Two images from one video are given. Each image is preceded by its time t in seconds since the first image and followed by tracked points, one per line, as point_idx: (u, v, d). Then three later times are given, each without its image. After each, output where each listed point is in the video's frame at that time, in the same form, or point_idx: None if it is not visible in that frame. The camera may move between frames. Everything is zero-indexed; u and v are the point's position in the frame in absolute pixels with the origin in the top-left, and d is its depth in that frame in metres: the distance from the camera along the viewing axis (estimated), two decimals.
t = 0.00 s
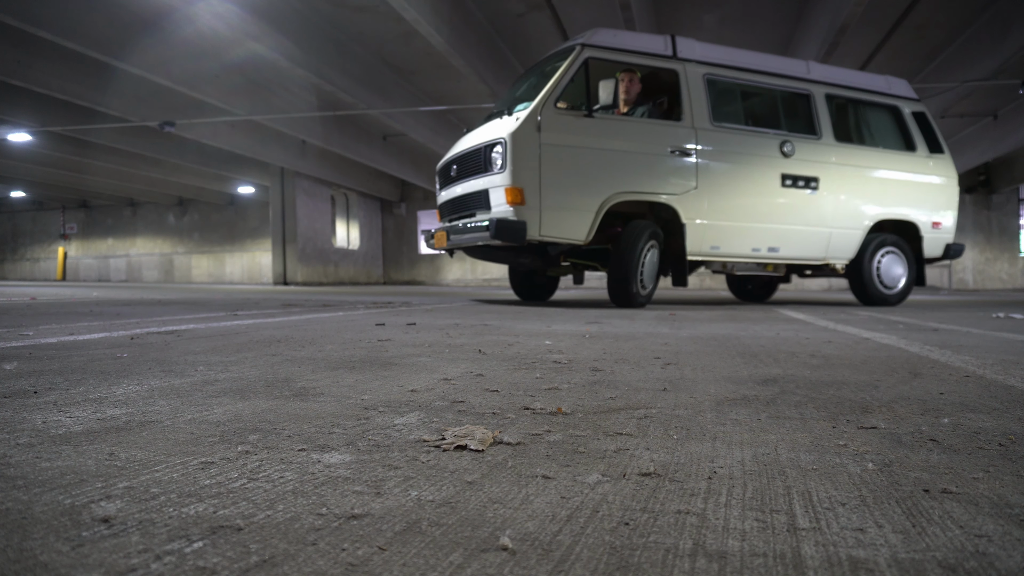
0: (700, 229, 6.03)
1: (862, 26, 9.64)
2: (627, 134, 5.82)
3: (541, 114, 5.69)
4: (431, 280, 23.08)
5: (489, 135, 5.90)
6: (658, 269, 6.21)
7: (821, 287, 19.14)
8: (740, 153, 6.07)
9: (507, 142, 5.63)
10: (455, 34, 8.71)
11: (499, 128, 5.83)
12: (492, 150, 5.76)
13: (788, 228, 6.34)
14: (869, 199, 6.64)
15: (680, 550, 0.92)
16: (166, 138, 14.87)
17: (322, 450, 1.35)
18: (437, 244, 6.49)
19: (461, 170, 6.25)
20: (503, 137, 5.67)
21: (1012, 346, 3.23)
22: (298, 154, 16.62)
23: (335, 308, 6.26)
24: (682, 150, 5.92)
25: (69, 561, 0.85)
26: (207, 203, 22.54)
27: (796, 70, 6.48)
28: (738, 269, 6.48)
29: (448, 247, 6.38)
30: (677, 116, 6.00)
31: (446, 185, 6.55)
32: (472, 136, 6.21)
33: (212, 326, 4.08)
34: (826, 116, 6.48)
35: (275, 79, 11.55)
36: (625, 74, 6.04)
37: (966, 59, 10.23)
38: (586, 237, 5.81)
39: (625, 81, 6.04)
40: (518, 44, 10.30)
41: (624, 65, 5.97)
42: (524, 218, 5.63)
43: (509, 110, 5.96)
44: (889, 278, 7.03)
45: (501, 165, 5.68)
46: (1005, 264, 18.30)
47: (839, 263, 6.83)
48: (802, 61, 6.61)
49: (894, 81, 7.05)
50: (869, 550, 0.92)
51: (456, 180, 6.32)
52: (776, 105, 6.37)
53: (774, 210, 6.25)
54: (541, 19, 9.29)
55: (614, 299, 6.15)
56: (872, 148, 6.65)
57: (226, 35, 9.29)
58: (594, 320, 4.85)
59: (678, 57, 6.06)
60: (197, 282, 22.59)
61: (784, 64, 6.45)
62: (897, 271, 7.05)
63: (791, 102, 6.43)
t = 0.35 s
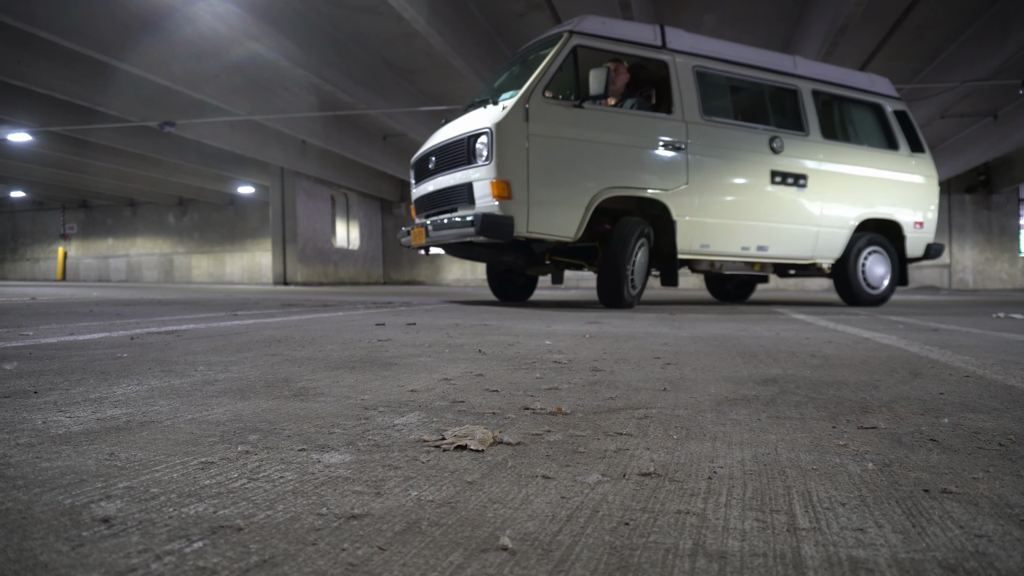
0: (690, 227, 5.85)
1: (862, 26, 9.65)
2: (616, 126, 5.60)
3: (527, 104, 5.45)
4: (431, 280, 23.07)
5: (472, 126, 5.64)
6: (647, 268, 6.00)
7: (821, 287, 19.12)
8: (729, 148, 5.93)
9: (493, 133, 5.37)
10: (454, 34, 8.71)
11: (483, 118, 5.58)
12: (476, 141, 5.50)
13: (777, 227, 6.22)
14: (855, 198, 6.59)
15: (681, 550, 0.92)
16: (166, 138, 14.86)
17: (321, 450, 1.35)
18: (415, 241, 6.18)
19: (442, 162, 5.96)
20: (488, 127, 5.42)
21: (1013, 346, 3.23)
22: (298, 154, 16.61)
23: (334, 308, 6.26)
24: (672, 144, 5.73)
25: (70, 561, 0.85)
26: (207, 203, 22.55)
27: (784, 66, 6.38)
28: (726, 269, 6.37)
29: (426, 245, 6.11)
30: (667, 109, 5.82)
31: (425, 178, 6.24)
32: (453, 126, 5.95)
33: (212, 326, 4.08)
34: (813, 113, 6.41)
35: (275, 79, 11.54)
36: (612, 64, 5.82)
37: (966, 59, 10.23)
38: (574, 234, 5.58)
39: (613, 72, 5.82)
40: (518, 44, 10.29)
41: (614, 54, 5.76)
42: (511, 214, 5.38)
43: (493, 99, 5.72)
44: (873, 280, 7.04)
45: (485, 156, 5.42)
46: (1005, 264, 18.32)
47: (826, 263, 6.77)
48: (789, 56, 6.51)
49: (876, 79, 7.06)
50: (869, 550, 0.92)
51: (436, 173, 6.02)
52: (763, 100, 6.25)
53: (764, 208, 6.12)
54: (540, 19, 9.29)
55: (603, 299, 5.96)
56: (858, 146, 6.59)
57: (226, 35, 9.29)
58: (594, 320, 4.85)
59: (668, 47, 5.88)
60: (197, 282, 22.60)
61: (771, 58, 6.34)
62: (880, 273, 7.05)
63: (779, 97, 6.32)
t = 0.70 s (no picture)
0: (682, 225, 5.70)
1: (862, 27, 9.66)
2: (609, 119, 5.40)
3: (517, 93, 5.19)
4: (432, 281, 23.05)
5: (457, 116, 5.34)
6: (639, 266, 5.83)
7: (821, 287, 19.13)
8: (722, 142, 5.81)
9: (482, 123, 5.08)
10: (454, 34, 8.71)
11: (470, 107, 5.29)
12: (463, 131, 5.20)
13: (768, 226, 6.14)
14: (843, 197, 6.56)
15: (680, 549, 0.92)
16: (166, 138, 14.85)
17: (321, 450, 1.35)
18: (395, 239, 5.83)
19: (422, 155, 5.63)
20: (476, 117, 5.13)
21: (1013, 347, 3.23)
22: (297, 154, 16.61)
23: (334, 308, 6.26)
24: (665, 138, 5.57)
25: (69, 561, 0.85)
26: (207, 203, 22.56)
27: (773, 61, 6.32)
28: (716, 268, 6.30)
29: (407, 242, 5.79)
30: (659, 103, 5.67)
31: (404, 172, 5.89)
32: (435, 118, 5.65)
33: (212, 326, 4.08)
34: (802, 109, 6.37)
35: (275, 79, 11.54)
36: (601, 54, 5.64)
37: (966, 59, 10.24)
38: (566, 231, 5.35)
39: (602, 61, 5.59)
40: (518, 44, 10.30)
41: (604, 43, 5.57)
42: (501, 210, 5.10)
43: (479, 88, 5.44)
44: (857, 281, 7.07)
45: (474, 148, 5.11)
46: (1006, 264, 18.31)
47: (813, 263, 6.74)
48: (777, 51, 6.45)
49: (861, 77, 7.08)
50: (869, 551, 0.92)
51: (417, 167, 5.68)
52: (754, 94, 6.17)
53: (755, 206, 6.02)
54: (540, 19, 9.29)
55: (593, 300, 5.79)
56: (844, 143, 6.58)
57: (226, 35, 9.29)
58: (594, 320, 4.85)
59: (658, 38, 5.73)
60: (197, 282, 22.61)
61: (760, 53, 6.27)
62: (863, 272, 7.09)
63: (768, 93, 6.25)
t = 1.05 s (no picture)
0: (676, 222, 5.55)
1: (862, 27, 9.67)
2: (602, 110, 5.20)
3: (507, 81, 4.96)
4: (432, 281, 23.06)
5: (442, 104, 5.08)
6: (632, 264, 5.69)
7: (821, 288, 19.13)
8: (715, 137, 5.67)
9: (470, 112, 4.82)
10: (454, 34, 8.72)
11: (456, 95, 5.03)
12: (450, 121, 4.93)
13: (759, 224, 6.04)
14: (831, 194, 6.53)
15: (681, 550, 0.92)
16: (165, 138, 14.84)
17: (322, 450, 1.35)
18: (375, 235, 5.56)
19: (403, 145, 5.34)
20: (463, 105, 4.88)
21: (1012, 347, 3.23)
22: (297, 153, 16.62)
23: (335, 308, 6.27)
24: (659, 131, 5.40)
25: (69, 561, 0.85)
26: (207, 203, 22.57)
27: (762, 56, 6.27)
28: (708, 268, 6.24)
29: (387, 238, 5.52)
30: (652, 94, 5.50)
31: (382, 163, 5.60)
32: (418, 107, 5.38)
33: (212, 326, 4.08)
34: (791, 105, 6.32)
35: (275, 79, 11.54)
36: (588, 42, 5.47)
37: (966, 59, 10.25)
38: (558, 229, 5.13)
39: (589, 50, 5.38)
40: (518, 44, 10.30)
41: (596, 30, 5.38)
42: (491, 205, 4.85)
43: (466, 75, 5.19)
44: (841, 282, 7.10)
45: (462, 138, 4.87)
46: (1006, 265, 18.31)
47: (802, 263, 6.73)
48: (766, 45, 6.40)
49: (845, 74, 7.10)
50: (869, 550, 0.92)
51: (397, 158, 5.39)
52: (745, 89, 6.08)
53: (747, 204, 5.92)
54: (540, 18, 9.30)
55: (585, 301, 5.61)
56: (829, 140, 6.55)
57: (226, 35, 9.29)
58: (593, 320, 4.84)
59: (650, 28, 5.59)
60: (197, 282, 22.61)
61: (750, 46, 6.20)
62: (847, 273, 7.13)
63: (758, 88, 6.18)
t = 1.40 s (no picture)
0: (672, 218, 5.40)
1: (862, 27, 9.68)
2: (597, 97, 4.92)
3: (499, 62, 4.59)
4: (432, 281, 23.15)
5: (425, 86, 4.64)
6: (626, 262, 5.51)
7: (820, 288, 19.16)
8: (708, 129, 5.55)
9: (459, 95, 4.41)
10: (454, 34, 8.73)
11: (438, 77, 4.61)
12: (433, 107, 4.51)
13: (750, 221, 5.99)
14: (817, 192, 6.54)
15: (681, 550, 0.92)
16: (166, 138, 14.85)
17: (322, 450, 1.35)
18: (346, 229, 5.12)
19: (378, 132, 4.88)
20: (449, 87, 4.46)
21: (1012, 347, 3.24)
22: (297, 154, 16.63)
23: (334, 308, 6.27)
24: (656, 121, 5.20)
25: (69, 561, 0.85)
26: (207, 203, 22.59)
27: (751, 48, 6.21)
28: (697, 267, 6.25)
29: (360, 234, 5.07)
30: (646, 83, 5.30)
31: (354, 152, 5.10)
32: (393, 89, 4.95)
33: (212, 326, 4.08)
34: (778, 99, 6.30)
35: (275, 79, 11.54)
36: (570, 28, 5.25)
37: (966, 59, 10.26)
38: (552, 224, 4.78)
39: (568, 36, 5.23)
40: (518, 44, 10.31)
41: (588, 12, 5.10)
42: (482, 197, 4.47)
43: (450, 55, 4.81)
44: (825, 281, 7.10)
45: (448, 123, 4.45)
46: (1005, 265, 18.34)
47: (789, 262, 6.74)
48: (754, 37, 6.35)
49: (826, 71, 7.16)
50: (870, 551, 0.92)
51: (372, 146, 4.90)
52: (734, 81, 6.02)
53: (739, 200, 5.85)
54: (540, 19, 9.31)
55: (577, 301, 5.45)
56: (814, 136, 6.55)
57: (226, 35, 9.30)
58: (593, 320, 4.84)
59: (642, 13, 5.42)
60: (197, 281, 22.63)
61: (740, 37, 6.13)
62: (830, 272, 7.15)
63: (747, 81, 6.13)
